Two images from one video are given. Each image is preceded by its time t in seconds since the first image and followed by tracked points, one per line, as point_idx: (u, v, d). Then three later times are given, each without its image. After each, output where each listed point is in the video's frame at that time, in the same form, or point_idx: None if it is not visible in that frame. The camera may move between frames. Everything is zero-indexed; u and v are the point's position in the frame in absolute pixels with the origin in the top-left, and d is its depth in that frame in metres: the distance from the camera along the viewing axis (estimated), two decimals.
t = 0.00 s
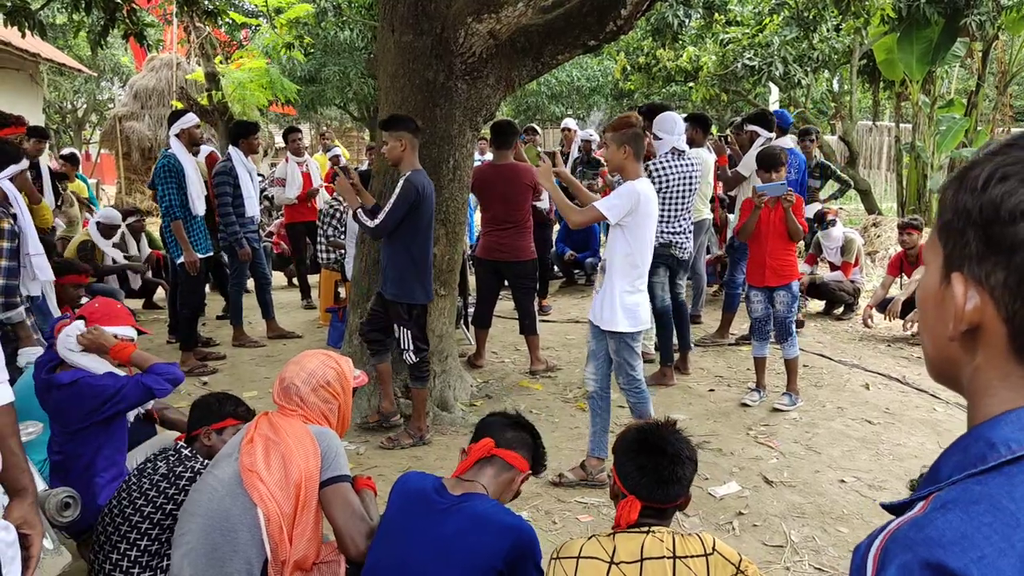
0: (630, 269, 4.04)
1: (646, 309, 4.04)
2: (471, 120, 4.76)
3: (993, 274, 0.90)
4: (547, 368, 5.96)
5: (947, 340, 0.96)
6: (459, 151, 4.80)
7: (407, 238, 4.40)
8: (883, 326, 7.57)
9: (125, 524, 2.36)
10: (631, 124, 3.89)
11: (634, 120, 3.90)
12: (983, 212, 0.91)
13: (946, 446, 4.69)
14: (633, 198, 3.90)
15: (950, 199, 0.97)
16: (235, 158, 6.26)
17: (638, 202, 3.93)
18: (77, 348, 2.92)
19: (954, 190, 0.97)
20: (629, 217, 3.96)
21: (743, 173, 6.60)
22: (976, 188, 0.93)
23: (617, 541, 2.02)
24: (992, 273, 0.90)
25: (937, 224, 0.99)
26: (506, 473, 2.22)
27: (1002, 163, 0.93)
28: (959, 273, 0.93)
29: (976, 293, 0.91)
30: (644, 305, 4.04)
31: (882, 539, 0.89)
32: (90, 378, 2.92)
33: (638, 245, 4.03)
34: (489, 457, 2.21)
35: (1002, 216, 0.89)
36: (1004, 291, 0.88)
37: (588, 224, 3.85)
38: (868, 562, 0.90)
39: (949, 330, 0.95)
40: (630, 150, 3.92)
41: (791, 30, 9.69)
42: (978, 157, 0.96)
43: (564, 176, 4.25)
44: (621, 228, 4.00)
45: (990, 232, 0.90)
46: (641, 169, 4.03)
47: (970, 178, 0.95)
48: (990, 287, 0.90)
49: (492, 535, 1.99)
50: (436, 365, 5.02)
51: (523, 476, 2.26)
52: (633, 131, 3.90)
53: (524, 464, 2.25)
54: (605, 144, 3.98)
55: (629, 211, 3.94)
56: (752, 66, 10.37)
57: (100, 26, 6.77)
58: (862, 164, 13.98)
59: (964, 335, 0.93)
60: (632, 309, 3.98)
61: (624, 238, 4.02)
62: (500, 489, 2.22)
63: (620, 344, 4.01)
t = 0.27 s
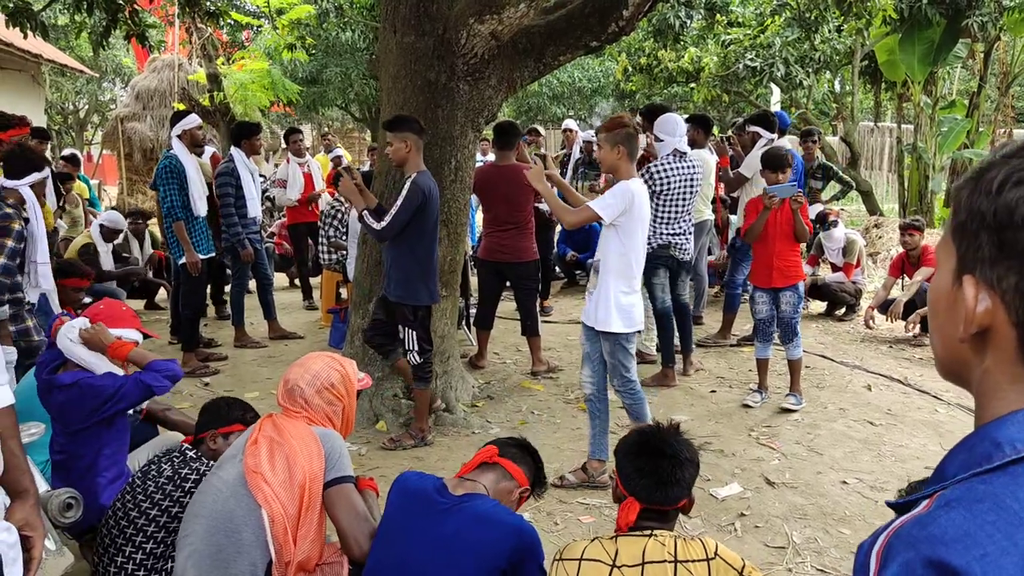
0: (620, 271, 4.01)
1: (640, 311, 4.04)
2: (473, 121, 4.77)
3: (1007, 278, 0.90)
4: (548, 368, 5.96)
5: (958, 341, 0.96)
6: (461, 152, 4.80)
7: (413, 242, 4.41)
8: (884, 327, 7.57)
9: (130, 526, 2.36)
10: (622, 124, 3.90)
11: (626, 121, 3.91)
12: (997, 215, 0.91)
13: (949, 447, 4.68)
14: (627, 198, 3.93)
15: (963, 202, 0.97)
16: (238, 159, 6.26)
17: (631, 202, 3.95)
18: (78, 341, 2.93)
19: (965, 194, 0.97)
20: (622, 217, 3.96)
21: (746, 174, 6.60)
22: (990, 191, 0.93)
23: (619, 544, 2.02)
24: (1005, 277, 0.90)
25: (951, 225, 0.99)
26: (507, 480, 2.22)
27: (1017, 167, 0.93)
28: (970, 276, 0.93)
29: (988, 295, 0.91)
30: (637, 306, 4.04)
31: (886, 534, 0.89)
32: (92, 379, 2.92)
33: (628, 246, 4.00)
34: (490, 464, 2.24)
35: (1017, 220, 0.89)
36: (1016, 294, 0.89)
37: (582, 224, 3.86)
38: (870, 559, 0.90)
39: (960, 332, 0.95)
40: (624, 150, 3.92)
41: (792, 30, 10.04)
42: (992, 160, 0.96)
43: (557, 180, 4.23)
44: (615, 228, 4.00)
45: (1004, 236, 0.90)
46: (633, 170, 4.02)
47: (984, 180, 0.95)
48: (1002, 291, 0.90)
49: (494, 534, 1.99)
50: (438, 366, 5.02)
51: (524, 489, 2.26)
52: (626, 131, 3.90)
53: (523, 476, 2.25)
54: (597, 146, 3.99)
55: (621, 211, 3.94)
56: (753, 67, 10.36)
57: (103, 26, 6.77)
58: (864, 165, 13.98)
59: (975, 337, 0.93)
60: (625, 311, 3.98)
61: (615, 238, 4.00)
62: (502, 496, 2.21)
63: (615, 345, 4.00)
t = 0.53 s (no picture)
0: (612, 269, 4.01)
1: (632, 313, 4.02)
2: (475, 122, 4.77)
3: (1018, 284, 0.90)
4: (550, 370, 5.96)
5: (971, 350, 0.96)
6: (462, 153, 4.81)
7: (417, 243, 4.41)
8: (886, 328, 7.57)
9: (134, 528, 2.36)
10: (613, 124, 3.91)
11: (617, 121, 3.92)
12: (1005, 221, 0.91)
13: (951, 449, 4.68)
14: (621, 198, 3.91)
15: (967, 208, 0.97)
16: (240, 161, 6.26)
17: (625, 202, 3.94)
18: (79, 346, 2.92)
19: (968, 202, 0.97)
20: (616, 216, 3.95)
21: (747, 174, 6.59)
22: (995, 198, 0.93)
23: (624, 546, 2.02)
24: (1016, 283, 0.90)
25: (954, 232, 0.99)
26: (507, 478, 2.23)
27: (1020, 172, 0.93)
28: (981, 283, 0.93)
29: (1000, 302, 0.91)
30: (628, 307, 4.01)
31: (906, 544, 0.89)
32: (94, 385, 2.91)
33: (620, 246, 4.01)
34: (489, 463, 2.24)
35: None
36: None
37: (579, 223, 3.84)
38: (889, 567, 0.90)
39: (973, 340, 0.95)
40: (614, 151, 3.93)
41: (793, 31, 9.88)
42: (996, 165, 0.96)
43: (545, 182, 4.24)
44: (608, 228, 4.00)
45: (1013, 242, 0.90)
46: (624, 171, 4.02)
47: (988, 186, 0.95)
48: (1015, 297, 0.90)
49: (495, 535, 1.98)
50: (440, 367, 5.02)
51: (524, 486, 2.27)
52: (617, 131, 3.92)
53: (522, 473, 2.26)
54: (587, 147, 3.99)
55: (615, 211, 3.93)
56: (755, 69, 10.36)
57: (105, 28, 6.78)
58: (865, 166, 13.97)
59: (989, 345, 0.93)
60: (618, 311, 3.96)
61: (608, 240, 4.01)
62: (503, 494, 2.22)
63: (606, 348, 3.98)
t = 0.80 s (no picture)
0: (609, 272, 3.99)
1: (626, 315, 4.01)
2: (477, 123, 4.78)
3: None
4: (552, 371, 5.96)
5: (981, 352, 0.95)
6: (465, 154, 4.81)
7: (421, 246, 4.42)
8: (888, 329, 7.57)
9: (137, 527, 2.36)
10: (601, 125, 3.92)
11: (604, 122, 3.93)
12: (1009, 222, 0.91)
13: (953, 450, 4.68)
14: (616, 200, 3.93)
15: (970, 211, 0.97)
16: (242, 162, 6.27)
17: (618, 203, 3.94)
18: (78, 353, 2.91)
19: (971, 204, 0.98)
20: (610, 218, 3.94)
21: (741, 173, 6.55)
22: (998, 199, 0.93)
23: (630, 546, 2.02)
24: None
25: (958, 236, 0.99)
26: (512, 477, 2.23)
27: None
28: (988, 285, 0.93)
29: (1010, 304, 0.91)
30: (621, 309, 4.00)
31: (919, 550, 0.89)
32: (96, 389, 2.91)
33: (615, 248, 4.00)
34: (493, 463, 2.25)
35: None
36: None
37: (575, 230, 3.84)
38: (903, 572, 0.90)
39: (983, 342, 0.95)
40: (603, 152, 3.93)
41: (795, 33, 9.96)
42: (996, 167, 0.97)
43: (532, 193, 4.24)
44: (603, 231, 3.99)
45: (1019, 243, 0.90)
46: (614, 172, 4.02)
47: (990, 188, 0.95)
48: None
49: (499, 536, 1.98)
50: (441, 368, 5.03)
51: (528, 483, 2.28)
52: (604, 133, 3.92)
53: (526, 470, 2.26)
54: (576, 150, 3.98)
55: (610, 213, 3.93)
56: (756, 70, 10.34)
57: (107, 29, 6.79)
58: (867, 167, 13.96)
59: (998, 347, 0.93)
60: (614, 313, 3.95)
61: (603, 241, 4.00)
62: (508, 494, 2.22)
63: (595, 351, 3.95)
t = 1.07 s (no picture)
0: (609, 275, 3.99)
1: (626, 317, 4.01)
2: (479, 124, 4.78)
3: None
4: (553, 371, 5.96)
5: (983, 351, 0.95)
6: (467, 154, 4.80)
7: (429, 247, 4.42)
8: (889, 330, 7.56)
9: (139, 526, 2.36)
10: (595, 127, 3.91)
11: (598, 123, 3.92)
12: (1014, 222, 0.91)
13: (954, 451, 4.67)
14: (611, 203, 3.88)
15: (975, 210, 0.97)
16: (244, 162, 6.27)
17: (615, 206, 3.91)
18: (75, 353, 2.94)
19: (976, 203, 0.98)
20: (608, 221, 3.93)
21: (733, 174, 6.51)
22: (1003, 199, 0.93)
23: (635, 547, 2.02)
24: None
25: (963, 235, 0.99)
26: (516, 478, 2.23)
27: None
28: (992, 284, 0.93)
29: (1012, 302, 0.91)
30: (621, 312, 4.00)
31: (921, 548, 0.89)
32: (95, 390, 2.90)
33: (614, 251, 3.98)
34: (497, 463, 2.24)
35: None
36: None
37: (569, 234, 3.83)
38: (905, 571, 0.90)
39: (985, 341, 0.95)
40: (599, 155, 3.91)
41: (797, 33, 9.99)
42: (1001, 167, 0.97)
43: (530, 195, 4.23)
44: (600, 235, 3.97)
45: None
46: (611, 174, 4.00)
47: (995, 188, 0.95)
48: None
49: (500, 539, 1.98)
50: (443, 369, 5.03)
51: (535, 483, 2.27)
52: (599, 135, 3.92)
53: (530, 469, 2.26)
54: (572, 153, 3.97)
55: (608, 215, 3.91)
56: (758, 70, 10.33)
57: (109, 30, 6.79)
58: (868, 168, 13.95)
59: (1000, 346, 0.93)
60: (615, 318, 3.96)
61: (600, 244, 3.97)
62: (510, 495, 2.22)
63: (600, 356, 3.96)
